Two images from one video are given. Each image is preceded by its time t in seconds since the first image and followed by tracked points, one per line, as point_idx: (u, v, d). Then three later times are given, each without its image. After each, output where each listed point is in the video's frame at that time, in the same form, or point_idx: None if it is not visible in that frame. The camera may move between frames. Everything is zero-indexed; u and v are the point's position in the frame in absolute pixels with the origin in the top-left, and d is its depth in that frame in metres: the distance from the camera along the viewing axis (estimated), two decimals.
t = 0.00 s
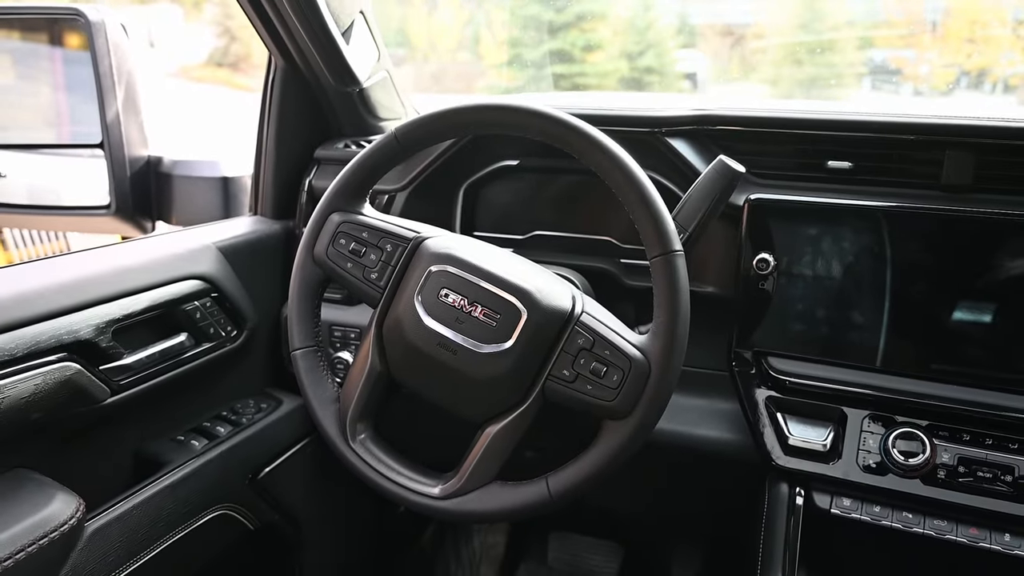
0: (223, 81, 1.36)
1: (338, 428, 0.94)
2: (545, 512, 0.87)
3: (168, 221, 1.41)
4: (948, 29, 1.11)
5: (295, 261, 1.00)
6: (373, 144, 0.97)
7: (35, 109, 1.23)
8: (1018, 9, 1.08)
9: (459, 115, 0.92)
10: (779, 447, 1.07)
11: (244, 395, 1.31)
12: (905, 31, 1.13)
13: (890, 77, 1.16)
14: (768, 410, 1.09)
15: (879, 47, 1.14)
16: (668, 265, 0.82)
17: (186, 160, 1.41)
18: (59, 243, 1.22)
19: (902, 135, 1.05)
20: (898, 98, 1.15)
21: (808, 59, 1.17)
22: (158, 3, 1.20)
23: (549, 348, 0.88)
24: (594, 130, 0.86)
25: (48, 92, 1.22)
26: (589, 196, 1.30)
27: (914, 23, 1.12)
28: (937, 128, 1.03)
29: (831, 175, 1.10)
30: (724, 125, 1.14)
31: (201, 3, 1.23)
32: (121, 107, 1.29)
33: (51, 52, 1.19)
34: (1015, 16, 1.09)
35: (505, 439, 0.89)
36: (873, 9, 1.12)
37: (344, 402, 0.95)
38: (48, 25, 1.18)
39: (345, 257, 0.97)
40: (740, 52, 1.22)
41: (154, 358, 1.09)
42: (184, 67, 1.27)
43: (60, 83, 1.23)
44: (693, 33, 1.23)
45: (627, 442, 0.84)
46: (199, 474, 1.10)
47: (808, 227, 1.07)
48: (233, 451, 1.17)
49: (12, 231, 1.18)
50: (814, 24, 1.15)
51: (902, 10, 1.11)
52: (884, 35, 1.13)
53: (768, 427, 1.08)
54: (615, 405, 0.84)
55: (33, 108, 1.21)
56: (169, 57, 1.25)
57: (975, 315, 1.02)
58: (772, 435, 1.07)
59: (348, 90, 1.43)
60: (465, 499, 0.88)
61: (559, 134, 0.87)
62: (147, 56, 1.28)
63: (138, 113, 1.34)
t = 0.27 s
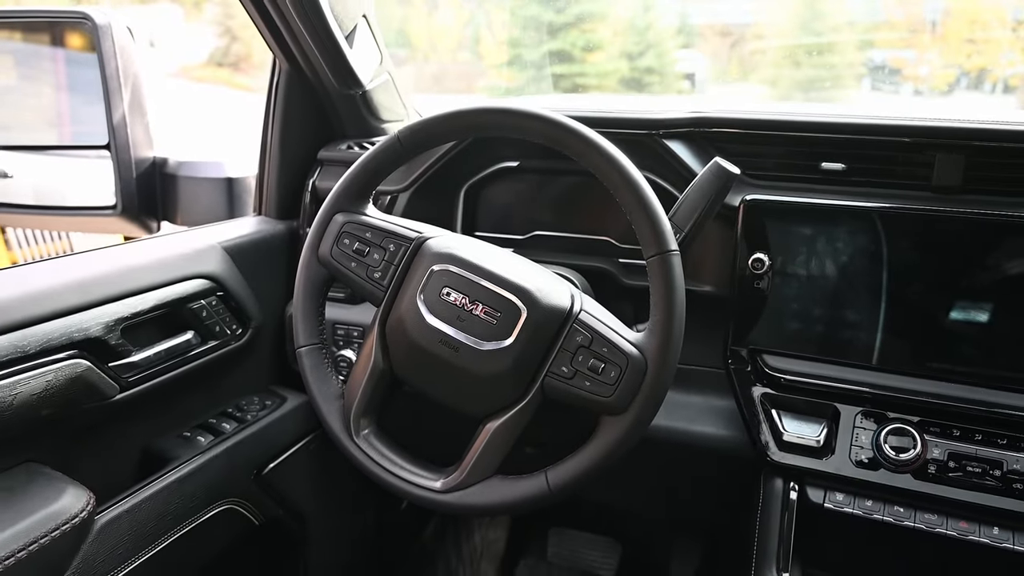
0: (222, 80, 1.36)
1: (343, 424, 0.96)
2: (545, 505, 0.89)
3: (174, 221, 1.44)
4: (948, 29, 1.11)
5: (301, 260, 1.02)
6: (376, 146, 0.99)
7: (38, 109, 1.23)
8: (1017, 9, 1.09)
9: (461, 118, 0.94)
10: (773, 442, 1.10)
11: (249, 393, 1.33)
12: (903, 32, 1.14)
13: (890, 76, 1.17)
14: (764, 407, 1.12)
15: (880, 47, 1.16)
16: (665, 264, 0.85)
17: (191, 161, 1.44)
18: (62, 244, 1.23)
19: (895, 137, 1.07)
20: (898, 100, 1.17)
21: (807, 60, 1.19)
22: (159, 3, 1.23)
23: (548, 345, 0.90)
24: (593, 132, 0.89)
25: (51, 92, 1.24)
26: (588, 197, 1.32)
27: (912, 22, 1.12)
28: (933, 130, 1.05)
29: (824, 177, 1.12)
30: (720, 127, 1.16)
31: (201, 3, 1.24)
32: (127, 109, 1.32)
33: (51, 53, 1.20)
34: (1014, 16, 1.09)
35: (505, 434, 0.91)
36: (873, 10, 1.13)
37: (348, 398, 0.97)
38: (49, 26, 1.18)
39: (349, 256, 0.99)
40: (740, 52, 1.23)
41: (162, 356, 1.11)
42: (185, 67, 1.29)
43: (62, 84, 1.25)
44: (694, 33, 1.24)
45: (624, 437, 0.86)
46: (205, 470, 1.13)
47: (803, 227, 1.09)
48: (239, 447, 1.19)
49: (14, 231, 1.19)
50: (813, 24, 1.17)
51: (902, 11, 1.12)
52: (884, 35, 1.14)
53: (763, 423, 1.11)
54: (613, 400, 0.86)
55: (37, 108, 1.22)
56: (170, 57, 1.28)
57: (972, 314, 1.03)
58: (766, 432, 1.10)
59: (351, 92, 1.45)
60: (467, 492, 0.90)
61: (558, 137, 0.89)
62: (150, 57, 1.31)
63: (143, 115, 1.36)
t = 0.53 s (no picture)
0: (223, 81, 1.35)
1: (345, 420, 0.99)
2: (542, 500, 0.91)
3: (177, 222, 1.45)
4: (948, 28, 1.12)
5: (303, 260, 1.04)
6: (377, 148, 1.01)
7: (41, 110, 1.21)
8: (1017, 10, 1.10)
9: (460, 121, 0.96)
10: (767, 439, 1.12)
11: (251, 390, 1.35)
12: (904, 32, 1.15)
13: (890, 77, 1.18)
14: (757, 404, 1.14)
15: (880, 48, 1.17)
16: (659, 264, 0.87)
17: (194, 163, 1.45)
18: (65, 244, 1.25)
19: (887, 140, 1.09)
20: (898, 99, 1.18)
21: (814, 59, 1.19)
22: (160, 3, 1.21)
23: (545, 344, 0.92)
24: (589, 135, 0.91)
25: (53, 93, 1.24)
26: (587, 198, 1.34)
27: (912, 23, 1.14)
28: (927, 133, 1.07)
29: (818, 178, 1.14)
30: (715, 129, 1.18)
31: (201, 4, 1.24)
32: (132, 111, 1.33)
33: (54, 54, 1.22)
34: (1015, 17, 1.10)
35: (504, 430, 0.93)
36: (873, 10, 1.14)
37: (350, 395, 0.99)
38: (50, 29, 1.20)
39: (351, 256, 1.01)
40: (740, 53, 1.25)
41: (166, 354, 1.13)
42: (185, 67, 1.26)
43: (64, 85, 1.25)
44: (695, 33, 1.26)
45: (619, 433, 0.88)
46: (210, 466, 1.14)
47: (795, 228, 1.12)
48: (242, 444, 1.21)
49: (17, 231, 1.20)
50: (814, 23, 1.17)
51: (902, 11, 1.14)
52: (887, 29, 1.15)
53: (757, 420, 1.14)
54: (609, 397, 0.88)
55: (41, 109, 1.20)
56: (171, 57, 1.25)
57: (968, 314, 1.05)
58: (760, 429, 1.13)
59: (352, 95, 1.47)
60: (466, 487, 0.92)
61: (556, 140, 0.91)
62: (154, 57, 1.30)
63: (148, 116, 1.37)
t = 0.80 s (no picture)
0: (224, 80, 1.35)
1: (345, 416, 1.00)
2: (538, 495, 0.93)
3: (179, 222, 1.45)
4: (948, 28, 1.13)
5: (304, 260, 1.06)
6: (377, 149, 1.03)
7: (41, 109, 1.27)
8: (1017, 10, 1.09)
9: (458, 123, 0.98)
10: (760, 436, 1.13)
11: (253, 388, 1.37)
12: (904, 32, 1.14)
13: (890, 76, 1.18)
14: (751, 401, 1.16)
15: (880, 48, 1.17)
16: (653, 264, 0.88)
17: (196, 163, 1.45)
18: (66, 244, 1.29)
19: (879, 141, 1.11)
20: (898, 99, 1.17)
21: (806, 63, 1.21)
22: (161, 2, 1.22)
23: (541, 342, 0.94)
24: (585, 137, 0.92)
25: (54, 94, 1.29)
26: (585, 199, 1.36)
27: (911, 23, 1.13)
28: (921, 134, 1.08)
29: (810, 179, 1.15)
30: (710, 131, 1.20)
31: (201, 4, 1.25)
32: (135, 112, 1.33)
33: (55, 56, 1.25)
34: (1015, 18, 1.10)
35: (501, 426, 0.95)
36: (874, 11, 1.14)
37: (350, 392, 1.01)
38: (53, 31, 1.23)
39: (351, 256, 1.03)
40: (741, 53, 1.26)
41: (170, 352, 1.15)
42: (187, 66, 1.28)
43: (65, 86, 1.29)
44: (695, 33, 1.26)
45: (614, 429, 0.90)
46: (212, 462, 1.16)
47: (787, 228, 1.14)
48: (244, 440, 1.23)
49: (20, 231, 1.26)
50: (813, 24, 1.18)
51: (902, 11, 1.13)
52: (884, 33, 1.15)
53: (750, 417, 1.15)
54: (603, 394, 0.90)
55: (39, 108, 1.27)
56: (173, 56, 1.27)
57: (964, 313, 1.07)
58: (753, 425, 1.14)
59: (353, 96, 1.50)
60: (463, 482, 0.94)
61: (552, 142, 0.93)
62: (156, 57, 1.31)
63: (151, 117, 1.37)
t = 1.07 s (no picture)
0: (224, 80, 1.37)
1: (345, 412, 1.02)
2: (535, 488, 0.95)
3: (182, 222, 1.48)
4: (948, 27, 1.14)
5: (306, 258, 1.08)
6: (377, 150, 1.05)
7: (44, 111, 1.24)
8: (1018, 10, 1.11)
9: (457, 125, 1.00)
10: (754, 432, 1.15)
11: (255, 385, 1.38)
12: (906, 32, 1.16)
13: (890, 76, 1.20)
14: (746, 398, 1.18)
15: (880, 48, 1.18)
16: (648, 263, 0.90)
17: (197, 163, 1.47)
18: (70, 244, 1.28)
19: (873, 142, 1.12)
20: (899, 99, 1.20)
21: (807, 62, 1.22)
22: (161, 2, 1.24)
23: (538, 339, 0.96)
24: (581, 139, 0.94)
25: (55, 94, 1.26)
26: (583, 199, 1.38)
27: (913, 24, 1.16)
28: (916, 135, 1.10)
29: (804, 180, 1.17)
30: (705, 133, 1.22)
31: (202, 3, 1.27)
32: (138, 112, 1.36)
33: (56, 56, 1.25)
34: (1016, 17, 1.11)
35: (498, 422, 0.97)
36: (874, 11, 1.16)
37: (350, 388, 1.03)
38: (53, 31, 1.23)
39: (352, 255, 1.05)
40: (741, 53, 1.27)
41: (173, 349, 1.17)
42: (188, 66, 1.30)
43: (66, 86, 1.28)
44: (695, 33, 1.27)
45: (609, 424, 0.92)
46: (215, 458, 1.18)
47: (780, 227, 1.16)
48: (247, 436, 1.24)
49: (22, 230, 1.24)
50: (813, 23, 1.20)
51: (903, 12, 1.15)
52: (885, 32, 1.17)
53: (745, 413, 1.17)
54: (599, 389, 0.92)
55: (42, 108, 1.22)
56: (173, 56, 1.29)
57: (961, 312, 1.08)
58: (748, 422, 1.16)
59: (354, 98, 1.52)
60: (462, 476, 0.96)
61: (549, 143, 0.95)
62: (156, 58, 1.33)
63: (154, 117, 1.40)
